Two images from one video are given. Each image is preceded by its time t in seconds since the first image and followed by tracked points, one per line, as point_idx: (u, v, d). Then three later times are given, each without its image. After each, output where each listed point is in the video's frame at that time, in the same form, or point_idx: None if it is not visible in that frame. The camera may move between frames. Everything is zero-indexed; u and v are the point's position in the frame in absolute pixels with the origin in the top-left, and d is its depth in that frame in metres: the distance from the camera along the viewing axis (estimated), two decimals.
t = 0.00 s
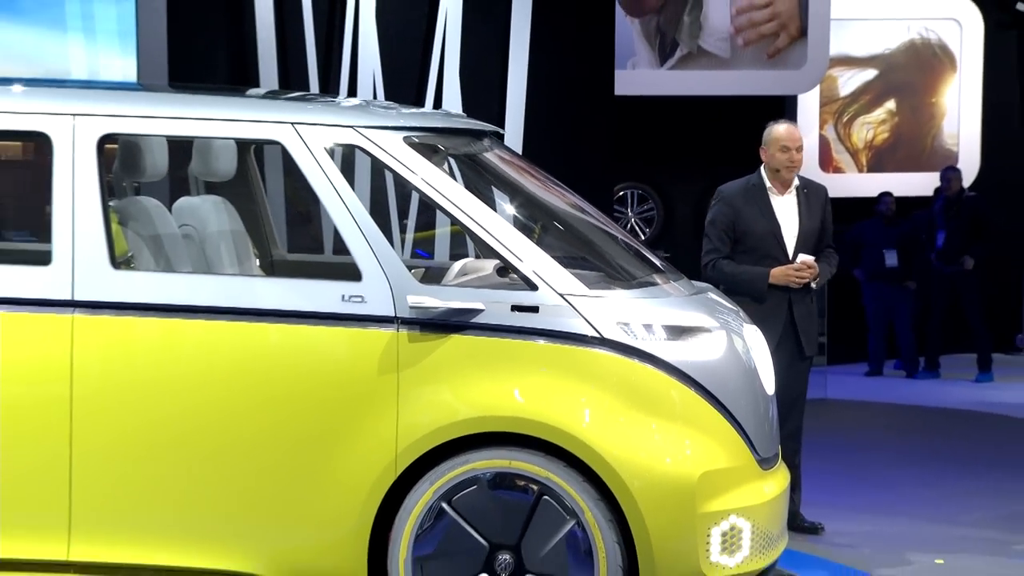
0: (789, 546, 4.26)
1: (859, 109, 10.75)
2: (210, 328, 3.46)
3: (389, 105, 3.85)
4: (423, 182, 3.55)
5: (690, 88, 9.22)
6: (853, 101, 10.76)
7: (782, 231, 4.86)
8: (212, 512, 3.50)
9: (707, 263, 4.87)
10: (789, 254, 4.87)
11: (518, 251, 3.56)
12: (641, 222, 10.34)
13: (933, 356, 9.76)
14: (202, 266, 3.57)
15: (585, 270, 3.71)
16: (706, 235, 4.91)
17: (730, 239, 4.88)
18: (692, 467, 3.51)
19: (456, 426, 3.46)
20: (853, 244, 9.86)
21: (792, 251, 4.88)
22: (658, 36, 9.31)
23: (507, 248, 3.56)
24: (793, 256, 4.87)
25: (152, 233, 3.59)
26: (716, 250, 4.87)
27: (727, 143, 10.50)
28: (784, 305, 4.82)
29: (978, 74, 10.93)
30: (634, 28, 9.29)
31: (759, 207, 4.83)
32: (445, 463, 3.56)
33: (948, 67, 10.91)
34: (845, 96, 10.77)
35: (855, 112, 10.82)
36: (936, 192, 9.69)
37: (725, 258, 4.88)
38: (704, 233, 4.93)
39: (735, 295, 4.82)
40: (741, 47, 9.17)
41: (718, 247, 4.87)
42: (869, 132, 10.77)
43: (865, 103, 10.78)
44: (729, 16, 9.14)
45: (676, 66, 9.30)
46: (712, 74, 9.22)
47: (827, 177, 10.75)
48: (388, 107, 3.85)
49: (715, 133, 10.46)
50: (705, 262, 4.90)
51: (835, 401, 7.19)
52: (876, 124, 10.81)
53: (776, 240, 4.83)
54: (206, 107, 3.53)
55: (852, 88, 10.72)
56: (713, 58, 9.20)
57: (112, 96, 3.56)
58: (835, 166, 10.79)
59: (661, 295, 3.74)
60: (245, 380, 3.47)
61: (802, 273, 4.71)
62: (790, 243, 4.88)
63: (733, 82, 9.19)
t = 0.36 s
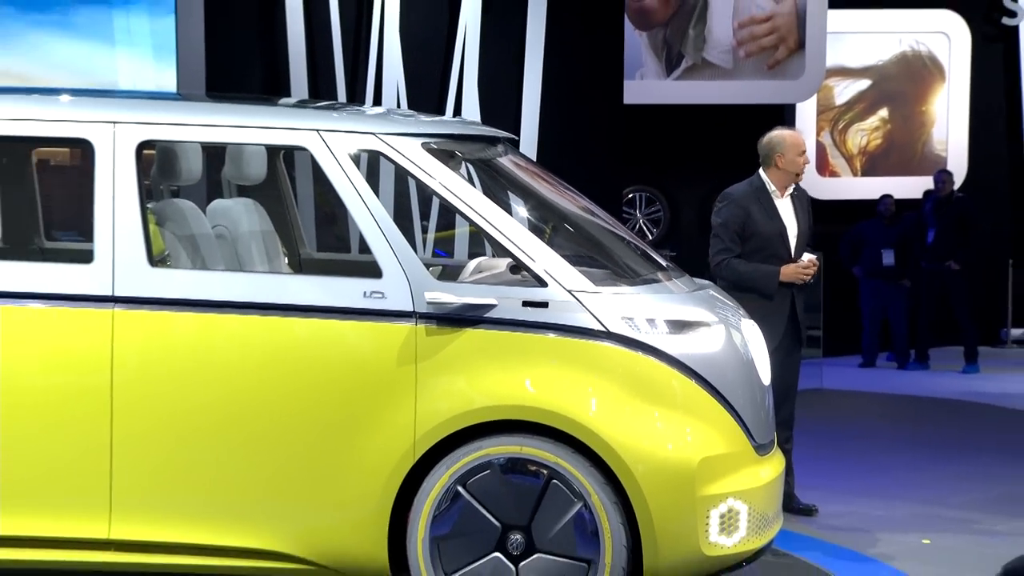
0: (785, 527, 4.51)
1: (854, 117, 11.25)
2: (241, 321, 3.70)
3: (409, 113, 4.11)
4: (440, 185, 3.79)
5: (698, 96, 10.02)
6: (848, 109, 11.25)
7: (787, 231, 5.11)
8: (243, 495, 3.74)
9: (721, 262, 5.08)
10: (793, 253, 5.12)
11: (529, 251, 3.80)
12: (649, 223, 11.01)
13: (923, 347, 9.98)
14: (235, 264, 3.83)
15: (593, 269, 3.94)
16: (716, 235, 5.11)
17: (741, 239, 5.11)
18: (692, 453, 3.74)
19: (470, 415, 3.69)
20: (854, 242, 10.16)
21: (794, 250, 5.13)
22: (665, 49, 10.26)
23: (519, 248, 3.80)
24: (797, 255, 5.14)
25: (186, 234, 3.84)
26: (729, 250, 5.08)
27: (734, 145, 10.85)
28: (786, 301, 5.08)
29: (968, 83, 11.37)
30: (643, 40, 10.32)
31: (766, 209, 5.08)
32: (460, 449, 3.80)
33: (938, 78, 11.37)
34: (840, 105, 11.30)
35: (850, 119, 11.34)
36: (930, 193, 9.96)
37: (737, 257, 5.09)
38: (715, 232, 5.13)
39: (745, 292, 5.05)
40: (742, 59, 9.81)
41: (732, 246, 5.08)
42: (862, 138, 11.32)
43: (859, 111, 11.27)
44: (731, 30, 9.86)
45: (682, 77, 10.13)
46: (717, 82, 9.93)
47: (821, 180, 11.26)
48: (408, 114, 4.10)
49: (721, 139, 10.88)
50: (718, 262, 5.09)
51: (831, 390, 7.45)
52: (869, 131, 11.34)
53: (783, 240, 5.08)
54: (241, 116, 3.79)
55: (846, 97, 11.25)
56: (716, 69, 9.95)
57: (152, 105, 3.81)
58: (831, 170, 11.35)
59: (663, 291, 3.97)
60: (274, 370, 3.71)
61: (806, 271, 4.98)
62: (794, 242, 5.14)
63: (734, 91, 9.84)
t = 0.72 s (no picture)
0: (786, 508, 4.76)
1: (857, 121, 11.50)
2: (275, 313, 3.95)
3: (432, 117, 4.36)
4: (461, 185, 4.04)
5: (707, 101, 10.29)
6: (850, 113, 11.51)
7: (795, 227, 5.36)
8: (277, 476, 3.98)
9: (738, 256, 5.29)
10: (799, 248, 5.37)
11: (545, 247, 4.04)
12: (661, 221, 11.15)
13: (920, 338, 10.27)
14: (269, 258, 4.06)
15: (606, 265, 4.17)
16: (731, 230, 5.32)
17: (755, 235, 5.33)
18: (699, 437, 3.97)
19: (490, 401, 3.93)
20: (857, 239, 10.38)
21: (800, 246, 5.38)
22: (676, 56, 10.32)
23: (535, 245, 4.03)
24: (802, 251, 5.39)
25: (222, 231, 4.11)
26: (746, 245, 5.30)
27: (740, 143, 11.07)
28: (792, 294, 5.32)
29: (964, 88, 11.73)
30: (655, 48, 10.30)
31: (776, 207, 5.32)
32: (480, 434, 4.03)
33: (935, 83, 11.68)
34: (842, 109, 11.51)
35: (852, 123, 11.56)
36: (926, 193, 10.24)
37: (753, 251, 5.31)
38: (728, 227, 5.33)
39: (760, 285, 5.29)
40: (750, 65, 10.18)
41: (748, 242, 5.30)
42: (863, 141, 11.55)
43: (860, 116, 11.53)
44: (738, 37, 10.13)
45: (692, 83, 10.34)
46: (727, 89, 10.26)
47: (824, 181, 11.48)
48: (430, 118, 4.35)
49: (728, 140, 11.07)
50: (735, 256, 5.30)
51: (833, 378, 7.69)
52: (871, 134, 11.56)
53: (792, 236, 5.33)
54: (275, 120, 4.05)
55: (849, 102, 11.48)
56: (726, 75, 10.26)
57: (193, 110, 4.08)
58: (834, 171, 11.55)
59: (671, 284, 4.20)
60: (306, 360, 3.95)
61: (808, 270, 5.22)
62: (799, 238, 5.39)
63: (744, 97, 10.23)
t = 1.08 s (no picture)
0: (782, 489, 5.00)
1: (854, 121, 11.73)
2: (299, 305, 4.18)
3: (448, 119, 4.61)
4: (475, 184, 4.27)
5: (711, 104, 10.51)
6: (848, 114, 11.73)
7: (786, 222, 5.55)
8: (302, 457, 4.22)
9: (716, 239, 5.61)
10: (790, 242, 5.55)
11: (554, 242, 4.27)
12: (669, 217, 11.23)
13: (915, 328, 10.52)
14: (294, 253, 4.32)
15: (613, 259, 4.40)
16: (719, 218, 5.63)
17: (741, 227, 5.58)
18: (700, 421, 4.19)
19: (503, 387, 4.16)
20: (854, 233, 10.60)
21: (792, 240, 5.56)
22: (683, 60, 10.50)
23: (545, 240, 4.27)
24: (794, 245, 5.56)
25: (250, 226, 4.36)
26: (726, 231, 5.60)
27: (744, 139, 11.29)
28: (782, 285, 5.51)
29: (957, 92, 12.02)
30: (662, 54, 10.52)
31: (768, 203, 5.53)
32: (493, 419, 4.26)
33: (928, 86, 11.93)
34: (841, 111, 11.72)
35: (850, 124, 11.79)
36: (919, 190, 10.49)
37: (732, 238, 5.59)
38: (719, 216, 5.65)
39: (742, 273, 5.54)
40: (753, 69, 10.40)
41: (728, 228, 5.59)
42: (860, 140, 11.79)
43: (858, 117, 11.76)
44: (742, 42, 10.36)
45: (698, 86, 10.54)
46: (731, 92, 10.47)
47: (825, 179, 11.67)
48: (446, 120, 4.59)
49: (734, 138, 11.29)
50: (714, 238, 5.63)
51: (831, 365, 7.93)
52: (868, 134, 11.80)
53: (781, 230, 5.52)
54: (301, 121, 4.30)
55: (848, 103, 11.69)
56: (730, 79, 10.46)
57: (225, 112, 4.33)
58: (834, 170, 11.69)
59: (674, 277, 4.42)
60: (329, 348, 4.18)
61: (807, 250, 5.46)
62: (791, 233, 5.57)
63: (747, 99, 10.44)
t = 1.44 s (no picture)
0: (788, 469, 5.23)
1: (861, 120, 11.97)
2: (331, 294, 4.43)
3: (470, 117, 4.86)
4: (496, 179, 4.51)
5: (723, 104, 10.67)
6: (855, 114, 11.97)
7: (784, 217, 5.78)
8: (333, 438, 4.48)
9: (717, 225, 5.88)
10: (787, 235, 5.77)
11: (571, 235, 4.51)
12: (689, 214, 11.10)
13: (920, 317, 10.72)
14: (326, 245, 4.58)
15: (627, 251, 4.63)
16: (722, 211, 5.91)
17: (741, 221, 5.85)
18: (709, 405, 4.43)
19: (523, 372, 4.41)
20: (861, 226, 10.81)
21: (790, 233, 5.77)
22: (698, 63, 10.84)
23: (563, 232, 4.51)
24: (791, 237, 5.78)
25: (283, 220, 4.63)
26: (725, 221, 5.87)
27: (757, 134, 11.51)
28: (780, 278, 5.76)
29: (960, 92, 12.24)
30: (678, 57, 10.96)
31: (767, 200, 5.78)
32: (514, 402, 4.50)
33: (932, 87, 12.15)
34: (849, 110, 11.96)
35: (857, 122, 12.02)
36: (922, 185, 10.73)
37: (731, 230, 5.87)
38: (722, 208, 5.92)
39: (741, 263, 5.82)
40: (764, 71, 10.54)
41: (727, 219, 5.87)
42: (867, 138, 11.99)
43: (864, 116, 12.00)
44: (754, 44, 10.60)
45: (711, 87, 10.78)
46: (743, 92, 10.63)
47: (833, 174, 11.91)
48: (468, 118, 4.83)
49: (747, 135, 11.53)
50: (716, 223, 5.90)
51: (838, 352, 8.16)
52: (874, 132, 12.02)
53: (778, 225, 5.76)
54: (332, 121, 4.55)
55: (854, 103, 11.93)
56: (743, 80, 10.65)
57: (262, 113, 4.60)
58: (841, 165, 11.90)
59: (685, 268, 4.65)
60: (359, 335, 4.43)
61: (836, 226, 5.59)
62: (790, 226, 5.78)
63: (757, 98, 10.54)
